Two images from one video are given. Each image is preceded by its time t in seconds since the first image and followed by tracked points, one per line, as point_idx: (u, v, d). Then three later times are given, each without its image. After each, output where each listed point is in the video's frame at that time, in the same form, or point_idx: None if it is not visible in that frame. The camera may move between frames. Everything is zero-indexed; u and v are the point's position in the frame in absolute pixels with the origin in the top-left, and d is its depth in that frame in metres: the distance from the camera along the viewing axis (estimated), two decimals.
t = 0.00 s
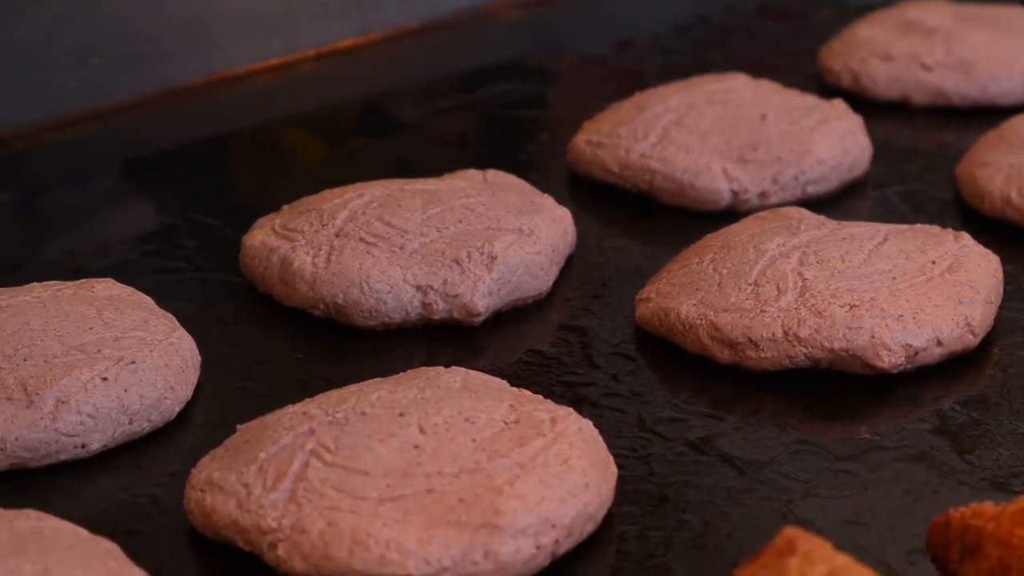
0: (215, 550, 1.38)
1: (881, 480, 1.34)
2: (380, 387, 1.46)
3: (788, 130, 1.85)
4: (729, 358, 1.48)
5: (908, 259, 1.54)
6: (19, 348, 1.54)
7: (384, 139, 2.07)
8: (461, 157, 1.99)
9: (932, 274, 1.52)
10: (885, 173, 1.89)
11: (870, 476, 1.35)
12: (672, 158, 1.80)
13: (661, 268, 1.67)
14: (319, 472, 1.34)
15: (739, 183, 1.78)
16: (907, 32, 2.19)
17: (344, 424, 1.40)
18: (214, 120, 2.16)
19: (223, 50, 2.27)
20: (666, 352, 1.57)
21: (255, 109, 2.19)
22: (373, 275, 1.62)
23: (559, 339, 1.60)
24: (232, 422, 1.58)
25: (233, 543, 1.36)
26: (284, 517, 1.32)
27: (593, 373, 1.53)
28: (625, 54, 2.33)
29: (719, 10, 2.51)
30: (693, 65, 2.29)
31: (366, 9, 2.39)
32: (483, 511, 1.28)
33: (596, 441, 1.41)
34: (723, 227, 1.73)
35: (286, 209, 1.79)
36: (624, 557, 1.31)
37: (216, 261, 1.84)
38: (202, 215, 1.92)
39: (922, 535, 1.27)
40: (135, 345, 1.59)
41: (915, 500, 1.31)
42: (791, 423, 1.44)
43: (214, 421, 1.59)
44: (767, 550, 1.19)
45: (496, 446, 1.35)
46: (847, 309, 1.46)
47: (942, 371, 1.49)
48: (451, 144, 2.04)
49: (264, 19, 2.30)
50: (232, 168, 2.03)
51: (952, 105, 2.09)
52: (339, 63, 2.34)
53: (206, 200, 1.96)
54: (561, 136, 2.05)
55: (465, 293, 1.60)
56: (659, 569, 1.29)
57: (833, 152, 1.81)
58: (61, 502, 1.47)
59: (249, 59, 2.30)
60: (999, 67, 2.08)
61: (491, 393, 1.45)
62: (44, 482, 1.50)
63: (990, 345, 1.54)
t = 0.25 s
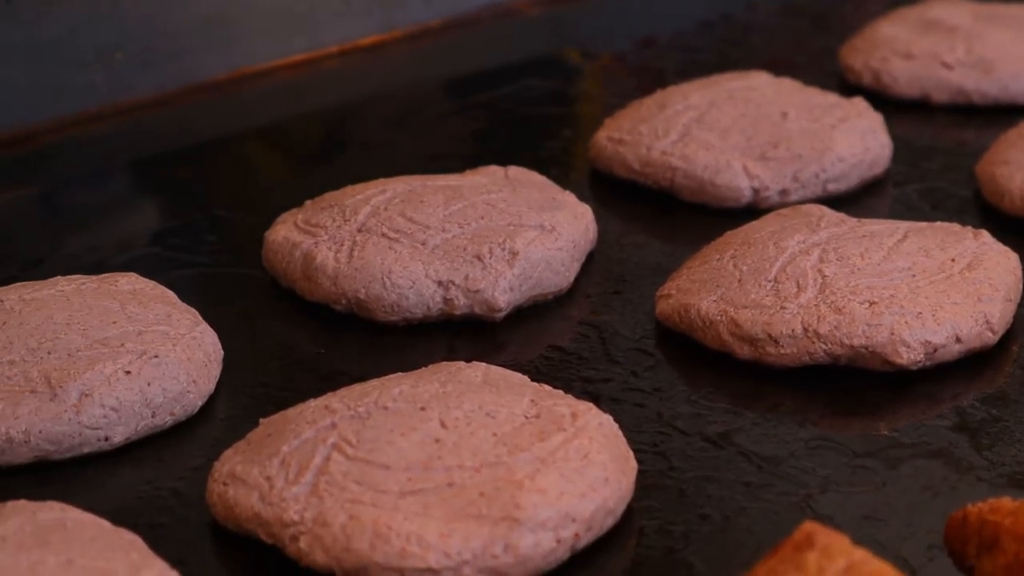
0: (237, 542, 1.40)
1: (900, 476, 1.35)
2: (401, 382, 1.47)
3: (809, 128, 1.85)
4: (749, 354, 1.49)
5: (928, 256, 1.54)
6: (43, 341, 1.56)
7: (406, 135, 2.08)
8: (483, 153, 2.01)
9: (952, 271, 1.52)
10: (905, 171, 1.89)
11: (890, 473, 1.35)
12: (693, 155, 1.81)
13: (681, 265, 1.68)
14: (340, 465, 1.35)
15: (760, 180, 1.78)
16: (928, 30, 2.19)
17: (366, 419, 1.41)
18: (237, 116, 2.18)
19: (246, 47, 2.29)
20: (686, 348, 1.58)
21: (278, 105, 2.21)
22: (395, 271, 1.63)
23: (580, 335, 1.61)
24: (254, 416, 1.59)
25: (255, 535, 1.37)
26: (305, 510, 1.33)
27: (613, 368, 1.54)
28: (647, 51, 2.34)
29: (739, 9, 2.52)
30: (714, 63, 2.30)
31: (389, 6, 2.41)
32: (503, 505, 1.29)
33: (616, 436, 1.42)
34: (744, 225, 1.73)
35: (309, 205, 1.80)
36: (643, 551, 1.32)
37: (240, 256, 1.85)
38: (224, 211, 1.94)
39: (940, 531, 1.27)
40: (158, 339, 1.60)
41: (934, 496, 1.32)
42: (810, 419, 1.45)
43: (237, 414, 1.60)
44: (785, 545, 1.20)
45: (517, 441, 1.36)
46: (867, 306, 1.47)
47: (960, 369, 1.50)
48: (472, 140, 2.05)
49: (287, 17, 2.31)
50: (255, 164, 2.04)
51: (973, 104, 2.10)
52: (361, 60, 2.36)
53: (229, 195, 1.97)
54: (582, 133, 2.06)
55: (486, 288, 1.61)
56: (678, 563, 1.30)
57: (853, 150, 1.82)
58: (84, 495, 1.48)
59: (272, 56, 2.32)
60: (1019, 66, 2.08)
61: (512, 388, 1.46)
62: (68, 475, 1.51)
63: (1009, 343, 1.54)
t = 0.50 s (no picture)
0: (249, 534, 1.40)
1: (910, 471, 1.35)
2: (413, 375, 1.48)
3: (820, 125, 1.86)
4: (760, 349, 1.50)
5: (938, 252, 1.55)
6: (57, 335, 1.57)
7: (420, 131, 2.10)
8: (496, 148, 2.02)
9: (962, 267, 1.52)
10: (917, 169, 1.90)
11: (899, 467, 1.36)
12: (704, 151, 1.81)
13: (692, 261, 1.69)
14: (352, 458, 1.36)
15: (771, 177, 1.79)
16: (940, 28, 2.20)
17: (378, 412, 1.42)
18: (251, 112, 2.20)
19: (260, 44, 2.31)
20: (697, 343, 1.59)
21: (292, 101, 2.22)
22: (407, 265, 1.64)
23: (591, 330, 1.62)
24: (267, 408, 1.60)
25: (266, 527, 1.38)
26: (317, 502, 1.34)
27: (624, 363, 1.55)
28: (660, 48, 2.35)
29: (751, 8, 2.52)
30: (725, 61, 2.31)
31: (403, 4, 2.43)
32: (514, 497, 1.30)
33: (626, 429, 1.43)
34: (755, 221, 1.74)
35: (322, 200, 1.81)
36: (653, 544, 1.33)
37: (253, 251, 1.87)
38: (237, 206, 1.95)
39: (949, 525, 1.28)
40: (171, 333, 1.61)
41: (943, 490, 1.32)
42: (820, 414, 1.45)
43: (249, 408, 1.61)
44: (795, 538, 1.21)
45: (528, 434, 1.36)
46: (877, 302, 1.47)
47: (970, 364, 1.51)
48: (485, 135, 2.06)
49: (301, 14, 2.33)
50: (269, 158, 2.06)
51: (984, 102, 2.10)
52: (375, 57, 2.38)
53: (242, 191, 1.99)
54: (595, 128, 2.07)
55: (498, 283, 1.62)
56: (688, 556, 1.30)
57: (865, 147, 1.83)
58: (97, 487, 1.49)
59: (286, 53, 2.34)
60: None
61: (524, 381, 1.47)
62: (81, 467, 1.52)
63: (1019, 339, 1.55)
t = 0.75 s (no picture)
0: (267, 527, 1.42)
1: (926, 466, 1.36)
2: (430, 369, 1.48)
3: (837, 122, 1.87)
4: (776, 345, 1.50)
5: (954, 248, 1.55)
6: (75, 329, 1.58)
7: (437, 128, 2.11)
8: (514, 145, 2.03)
9: (978, 264, 1.53)
10: (933, 166, 1.90)
11: (915, 462, 1.37)
12: (721, 148, 1.82)
13: (708, 257, 1.69)
14: (369, 451, 1.37)
15: (788, 173, 1.80)
16: (957, 26, 2.20)
17: (394, 405, 1.42)
18: (270, 108, 2.21)
19: (278, 40, 2.32)
20: (713, 338, 1.59)
21: (310, 97, 2.24)
22: (425, 261, 1.65)
23: (607, 325, 1.62)
24: (284, 402, 1.61)
25: (284, 520, 1.39)
26: (335, 494, 1.35)
27: (640, 358, 1.56)
28: (677, 45, 2.36)
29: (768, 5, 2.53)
30: (742, 59, 2.32)
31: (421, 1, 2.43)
32: (530, 491, 1.31)
33: (643, 424, 1.44)
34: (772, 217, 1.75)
35: (340, 195, 1.83)
36: (669, 538, 1.34)
37: (271, 246, 1.88)
38: (255, 201, 1.97)
39: (965, 519, 1.28)
40: (189, 327, 1.63)
41: (959, 485, 1.33)
42: (836, 410, 1.46)
43: (267, 402, 1.62)
44: (810, 531, 1.21)
45: (544, 428, 1.37)
46: (893, 298, 1.48)
47: (986, 361, 1.51)
48: (503, 132, 2.07)
49: (320, 11, 2.34)
50: (287, 154, 2.07)
51: (1001, 99, 2.11)
52: (393, 53, 2.39)
53: (260, 186, 2.00)
54: (612, 125, 2.08)
55: (515, 279, 1.63)
56: (704, 550, 1.31)
57: (881, 144, 1.83)
58: (116, 480, 1.51)
59: (305, 50, 2.35)
60: None
61: (541, 375, 1.48)
62: (99, 460, 1.54)
63: None
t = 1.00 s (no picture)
0: (281, 521, 1.42)
1: (938, 462, 1.36)
2: (444, 364, 1.49)
3: (851, 120, 1.87)
4: (789, 342, 1.51)
5: (967, 245, 1.56)
6: (92, 324, 1.59)
7: (452, 125, 2.12)
8: (529, 142, 2.04)
9: (991, 261, 1.53)
10: (947, 165, 1.91)
11: (927, 458, 1.37)
12: (735, 146, 1.83)
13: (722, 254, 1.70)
14: (384, 445, 1.37)
15: (802, 171, 1.80)
16: (971, 25, 2.21)
17: (409, 400, 1.43)
18: (286, 105, 2.22)
19: (294, 38, 2.33)
20: (726, 335, 1.60)
21: (326, 95, 2.25)
22: (439, 257, 1.66)
23: (621, 322, 1.63)
24: (299, 396, 1.62)
25: (298, 514, 1.40)
26: (349, 488, 1.36)
27: (654, 354, 1.57)
28: (692, 44, 2.37)
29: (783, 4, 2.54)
30: (756, 58, 2.32)
31: None
32: (544, 485, 1.31)
33: (656, 419, 1.44)
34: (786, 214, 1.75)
35: (355, 192, 1.84)
36: (682, 532, 1.34)
37: (286, 242, 1.89)
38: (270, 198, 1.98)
39: (977, 515, 1.28)
40: (204, 322, 1.64)
41: (971, 481, 1.33)
42: (849, 406, 1.46)
43: (282, 396, 1.63)
44: (822, 526, 1.22)
45: (558, 423, 1.38)
46: (906, 295, 1.48)
47: (999, 358, 1.51)
48: (517, 129, 2.08)
49: (336, 9, 2.35)
50: (303, 151, 2.08)
51: (1015, 98, 2.11)
52: (408, 52, 2.40)
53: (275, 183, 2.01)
54: (626, 123, 2.09)
55: (529, 275, 1.64)
56: (718, 545, 1.32)
57: (895, 142, 1.84)
58: (131, 474, 1.52)
59: (320, 47, 2.36)
60: None
61: (555, 370, 1.48)
62: (115, 454, 1.55)
63: None
